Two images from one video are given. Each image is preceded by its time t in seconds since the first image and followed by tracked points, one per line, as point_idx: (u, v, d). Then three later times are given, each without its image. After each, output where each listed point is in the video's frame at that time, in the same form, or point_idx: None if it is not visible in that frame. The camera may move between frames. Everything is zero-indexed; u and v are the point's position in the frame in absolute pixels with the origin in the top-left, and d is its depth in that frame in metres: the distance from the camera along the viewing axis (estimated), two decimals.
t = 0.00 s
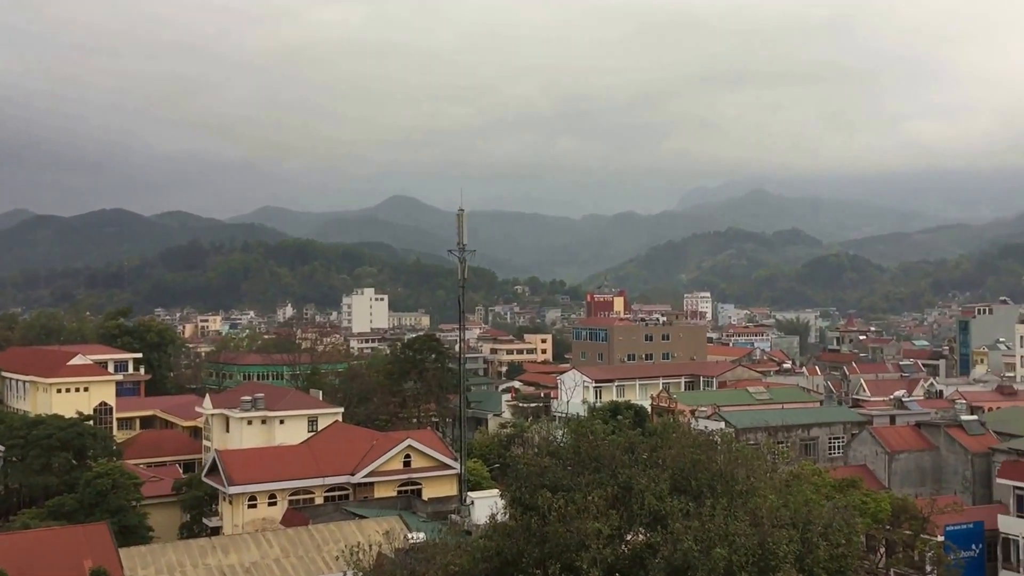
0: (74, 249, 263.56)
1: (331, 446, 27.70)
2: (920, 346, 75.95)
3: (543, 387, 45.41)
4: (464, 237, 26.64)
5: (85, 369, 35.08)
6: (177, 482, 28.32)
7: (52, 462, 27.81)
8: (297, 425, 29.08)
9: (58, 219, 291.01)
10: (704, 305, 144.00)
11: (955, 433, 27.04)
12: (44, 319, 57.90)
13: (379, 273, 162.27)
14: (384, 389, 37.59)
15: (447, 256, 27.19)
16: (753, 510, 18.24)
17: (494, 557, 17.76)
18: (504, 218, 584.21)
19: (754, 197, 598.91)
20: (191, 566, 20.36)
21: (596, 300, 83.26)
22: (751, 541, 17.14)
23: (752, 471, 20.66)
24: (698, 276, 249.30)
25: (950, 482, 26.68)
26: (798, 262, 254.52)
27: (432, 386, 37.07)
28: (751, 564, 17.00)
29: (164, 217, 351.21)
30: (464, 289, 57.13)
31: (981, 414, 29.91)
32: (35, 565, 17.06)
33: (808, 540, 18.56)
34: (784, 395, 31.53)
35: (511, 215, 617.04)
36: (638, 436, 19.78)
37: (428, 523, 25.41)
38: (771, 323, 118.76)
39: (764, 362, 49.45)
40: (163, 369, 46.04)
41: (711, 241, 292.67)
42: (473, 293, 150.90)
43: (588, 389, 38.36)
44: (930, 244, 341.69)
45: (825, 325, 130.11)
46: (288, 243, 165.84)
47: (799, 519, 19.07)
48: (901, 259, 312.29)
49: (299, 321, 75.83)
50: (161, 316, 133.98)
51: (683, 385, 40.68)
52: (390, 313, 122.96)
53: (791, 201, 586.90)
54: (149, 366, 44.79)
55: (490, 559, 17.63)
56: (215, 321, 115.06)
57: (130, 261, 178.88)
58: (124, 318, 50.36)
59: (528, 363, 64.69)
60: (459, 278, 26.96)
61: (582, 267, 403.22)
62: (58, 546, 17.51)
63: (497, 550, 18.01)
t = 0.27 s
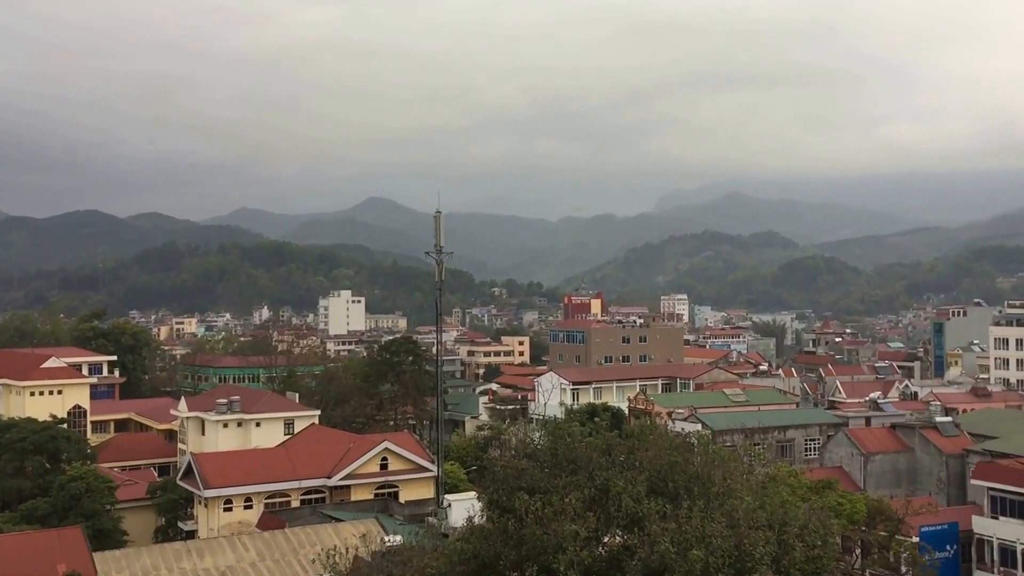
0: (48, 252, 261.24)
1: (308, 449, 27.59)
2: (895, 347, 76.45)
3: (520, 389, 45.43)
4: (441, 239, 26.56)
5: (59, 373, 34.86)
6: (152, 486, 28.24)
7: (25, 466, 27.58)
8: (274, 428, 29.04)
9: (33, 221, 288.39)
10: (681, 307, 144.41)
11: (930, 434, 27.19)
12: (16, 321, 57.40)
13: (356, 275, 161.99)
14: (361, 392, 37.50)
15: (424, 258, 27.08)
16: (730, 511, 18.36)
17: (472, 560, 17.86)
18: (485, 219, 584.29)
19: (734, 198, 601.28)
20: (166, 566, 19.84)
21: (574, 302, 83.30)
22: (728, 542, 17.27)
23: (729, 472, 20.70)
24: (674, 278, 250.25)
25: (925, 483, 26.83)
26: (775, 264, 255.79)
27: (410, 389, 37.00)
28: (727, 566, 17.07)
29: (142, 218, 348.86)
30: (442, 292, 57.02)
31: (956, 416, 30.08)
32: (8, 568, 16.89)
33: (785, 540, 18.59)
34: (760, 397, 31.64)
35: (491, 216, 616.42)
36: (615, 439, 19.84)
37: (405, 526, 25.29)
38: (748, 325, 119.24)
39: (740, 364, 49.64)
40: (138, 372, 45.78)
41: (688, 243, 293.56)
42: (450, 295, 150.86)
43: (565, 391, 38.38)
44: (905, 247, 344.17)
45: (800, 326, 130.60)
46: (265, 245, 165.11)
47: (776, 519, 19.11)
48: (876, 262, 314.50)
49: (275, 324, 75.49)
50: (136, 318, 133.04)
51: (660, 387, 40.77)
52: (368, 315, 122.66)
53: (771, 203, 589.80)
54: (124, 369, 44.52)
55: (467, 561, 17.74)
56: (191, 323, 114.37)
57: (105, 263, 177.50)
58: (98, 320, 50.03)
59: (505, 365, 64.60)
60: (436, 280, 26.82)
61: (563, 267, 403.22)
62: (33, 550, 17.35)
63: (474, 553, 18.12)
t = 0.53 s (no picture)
0: (21, 256, 258.65)
1: (285, 452, 27.53)
2: (871, 349, 76.85)
3: (498, 392, 45.47)
4: (419, 241, 26.46)
5: (33, 376, 34.66)
6: (127, 488, 28.26)
7: None
8: (250, 430, 29.07)
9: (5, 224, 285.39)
10: (658, 310, 144.76)
11: (905, 436, 27.36)
12: None
13: (332, 277, 161.42)
14: (338, 395, 37.43)
15: (402, 260, 26.98)
16: (707, 513, 18.46)
17: (449, 562, 18.03)
18: (465, 221, 583.51)
19: (714, 200, 603.73)
20: (143, 563, 19.18)
21: (552, 304, 83.38)
22: (705, 544, 17.37)
23: (705, 474, 20.77)
24: (652, 280, 250.62)
25: (900, 484, 26.97)
26: (751, 267, 256.80)
27: (386, 392, 36.92)
28: (704, 568, 17.15)
29: (119, 220, 346.01)
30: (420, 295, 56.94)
31: (931, 418, 30.26)
32: None
33: (762, 542, 18.64)
34: (736, 399, 31.76)
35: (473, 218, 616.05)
36: (592, 440, 19.94)
37: (382, 529, 25.17)
38: (725, 327, 119.85)
39: (718, 366, 49.80)
40: (114, 374, 45.53)
41: (666, 246, 294.60)
42: (427, 298, 150.64)
43: (543, 394, 38.38)
44: (881, 251, 346.07)
45: (777, 328, 131.38)
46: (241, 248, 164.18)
47: (752, 520, 19.18)
48: (852, 265, 316.11)
49: (250, 326, 75.32)
50: (111, 321, 131.93)
51: (637, 390, 40.81)
52: (344, 318, 122.28)
53: (749, 206, 592.26)
54: (99, 372, 44.31)
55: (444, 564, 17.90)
56: (166, 325, 113.64)
57: (79, 266, 175.94)
58: (73, 322, 49.73)
59: (482, 367, 64.59)
60: (414, 282, 26.70)
61: (544, 268, 403.46)
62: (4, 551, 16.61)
63: (452, 555, 18.25)
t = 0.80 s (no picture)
0: None
1: (262, 455, 27.40)
2: (846, 351, 77.34)
3: (476, 394, 45.47)
4: (396, 243, 26.35)
5: (7, 378, 34.44)
6: (103, 492, 28.09)
7: None
8: (227, 433, 28.99)
9: None
10: (636, 312, 145.06)
11: (881, 437, 27.49)
12: None
13: (310, 279, 160.78)
14: (315, 398, 37.38)
15: (379, 262, 26.89)
16: (684, 514, 18.50)
17: (427, 565, 18.03)
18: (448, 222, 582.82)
19: (695, 201, 605.86)
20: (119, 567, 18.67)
21: (530, 307, 83.41)
22: (682, 546, 17.42)
23: (682, 476, 20.82)
24: (630, 282, 251.10)
25: (876, 485, 27.06)
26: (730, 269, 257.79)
27: (364, 394, 36.84)
28: (681, 570, 17.23)
29: (97, 222, 343.16)
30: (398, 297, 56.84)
31: (907, 419, 30.42)
32: None
33: (738, 543, 18.68)
34: (713, 401, 31.81)
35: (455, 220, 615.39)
36: (570, 442, 19.96)
37: (359, 531, 25.06)
38: (703, 329, 120.32)
39: (695, 368, 49.95)
40: (88, 377, 45.28)
41: (644, 248, 295.45)
42: (406, 300, 150.39)
43: (521, 396, 38.42)
44: (859, 253, 347.89)
45: (754, 330, 132.02)
46: (218, 250, 163.33)
47: (729, 522, 19.23)
48: (831, 267, 317.80)
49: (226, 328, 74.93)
50: (87, 323, 130.97)
51: (615, 392, 40.89)
52: (322, 320, 121.85)
53: (731, 209, 594.48)
54: (74, 375, 44.13)
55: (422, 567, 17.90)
56: (142, 328, 112.85)
57: (54, 268, 174.36)
58: (46, 325, 49.38)
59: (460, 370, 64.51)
60: (391, 285, 26.62)
61: (527, 270, 403.55)
62: None
63: (430, 558, 18.26)
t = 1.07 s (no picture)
0: None
1: (239, 458, 27.22)
2: (823, 354, 77.83)
3: (454, 397, 45.39)
4: (374, 246, 26.27)
5: None
6: (77, 496, 27.84)
7: None
8: (203, 437, 28.81)
9: None
10: (614, 314, 145.31)
11: (857, 439, 27.69)
12: None
13: (288, 281, 159.94)
14: (292, 401, 37.12)
15: (358, 264, 26.75)
16: (663, 518, 18.55)
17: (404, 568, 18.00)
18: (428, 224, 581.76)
19: (674, 203, 608.38)
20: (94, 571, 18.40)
21: (509, 309, 83.46)
22: (660, 548, 17.49)
23: (661, 477, 20.85)
24: (609, 285, 251.57)
25: (853, 486, 27.26)
26: (708, 271, 258.73)
27: (342, 397, 36.73)
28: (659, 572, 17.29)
29: (72, 223, 339.77)
30: (377, 299, 56.73)
31: (883, 421, 30.67)
32: None
33: (717, 546, 18.74)
34: (691, 403, 31.92)
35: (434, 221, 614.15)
36: (548, 445, 19.94)
37: (337, 535, 24.94)
38: (681, 331, 120.89)
39: (673, 370, 50.17)
40: (63, 380, 44.88)
41: (623, 251, 296.19)
42: (385, 302, 149.95)
43: (500, 399, 38.41)
44: (836, 256, 350.20)
45: (732, 332, 132.77)
46: (195, 251, 162.13)
47: (708, 523, 19.27)
48: (808, 269, 319.63)
49: (203, 330, 74.40)
50: (62, 326, 129.69)
51: (594, 394, 40.95)
52: (300, 323, 121.29)
53: (710, 212, 596.92)
54: (48, 378, 43.75)
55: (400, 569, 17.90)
56: (117, 330, 111.93)
57: (28, 270, 172.42)
58: (19, 327, 48.86)
59: (438, 372, 64.46)
60: (369, 287, 26.52)
61: (507, 272, 403.59)
62: None
63: (409, 561, 18.22)
